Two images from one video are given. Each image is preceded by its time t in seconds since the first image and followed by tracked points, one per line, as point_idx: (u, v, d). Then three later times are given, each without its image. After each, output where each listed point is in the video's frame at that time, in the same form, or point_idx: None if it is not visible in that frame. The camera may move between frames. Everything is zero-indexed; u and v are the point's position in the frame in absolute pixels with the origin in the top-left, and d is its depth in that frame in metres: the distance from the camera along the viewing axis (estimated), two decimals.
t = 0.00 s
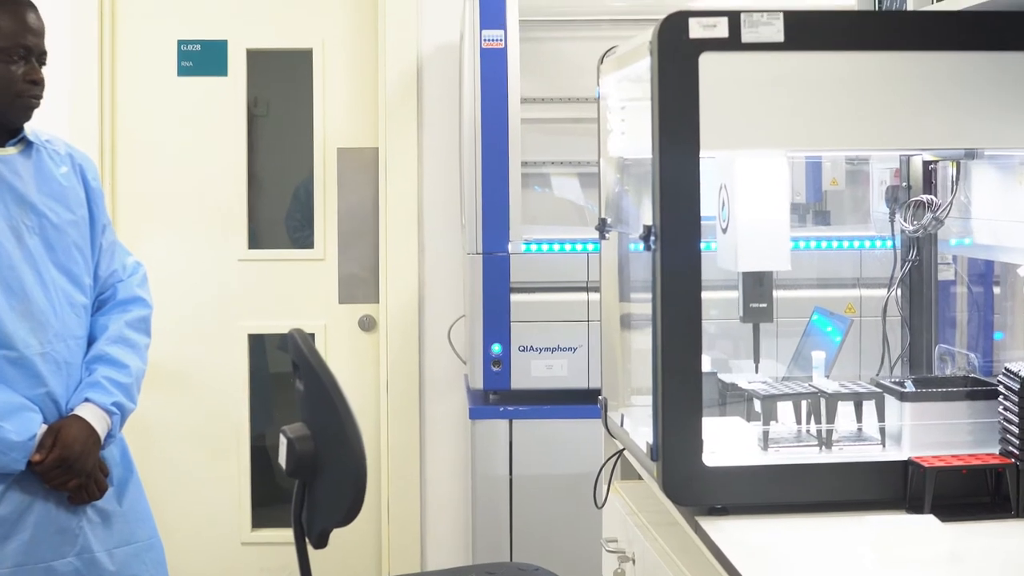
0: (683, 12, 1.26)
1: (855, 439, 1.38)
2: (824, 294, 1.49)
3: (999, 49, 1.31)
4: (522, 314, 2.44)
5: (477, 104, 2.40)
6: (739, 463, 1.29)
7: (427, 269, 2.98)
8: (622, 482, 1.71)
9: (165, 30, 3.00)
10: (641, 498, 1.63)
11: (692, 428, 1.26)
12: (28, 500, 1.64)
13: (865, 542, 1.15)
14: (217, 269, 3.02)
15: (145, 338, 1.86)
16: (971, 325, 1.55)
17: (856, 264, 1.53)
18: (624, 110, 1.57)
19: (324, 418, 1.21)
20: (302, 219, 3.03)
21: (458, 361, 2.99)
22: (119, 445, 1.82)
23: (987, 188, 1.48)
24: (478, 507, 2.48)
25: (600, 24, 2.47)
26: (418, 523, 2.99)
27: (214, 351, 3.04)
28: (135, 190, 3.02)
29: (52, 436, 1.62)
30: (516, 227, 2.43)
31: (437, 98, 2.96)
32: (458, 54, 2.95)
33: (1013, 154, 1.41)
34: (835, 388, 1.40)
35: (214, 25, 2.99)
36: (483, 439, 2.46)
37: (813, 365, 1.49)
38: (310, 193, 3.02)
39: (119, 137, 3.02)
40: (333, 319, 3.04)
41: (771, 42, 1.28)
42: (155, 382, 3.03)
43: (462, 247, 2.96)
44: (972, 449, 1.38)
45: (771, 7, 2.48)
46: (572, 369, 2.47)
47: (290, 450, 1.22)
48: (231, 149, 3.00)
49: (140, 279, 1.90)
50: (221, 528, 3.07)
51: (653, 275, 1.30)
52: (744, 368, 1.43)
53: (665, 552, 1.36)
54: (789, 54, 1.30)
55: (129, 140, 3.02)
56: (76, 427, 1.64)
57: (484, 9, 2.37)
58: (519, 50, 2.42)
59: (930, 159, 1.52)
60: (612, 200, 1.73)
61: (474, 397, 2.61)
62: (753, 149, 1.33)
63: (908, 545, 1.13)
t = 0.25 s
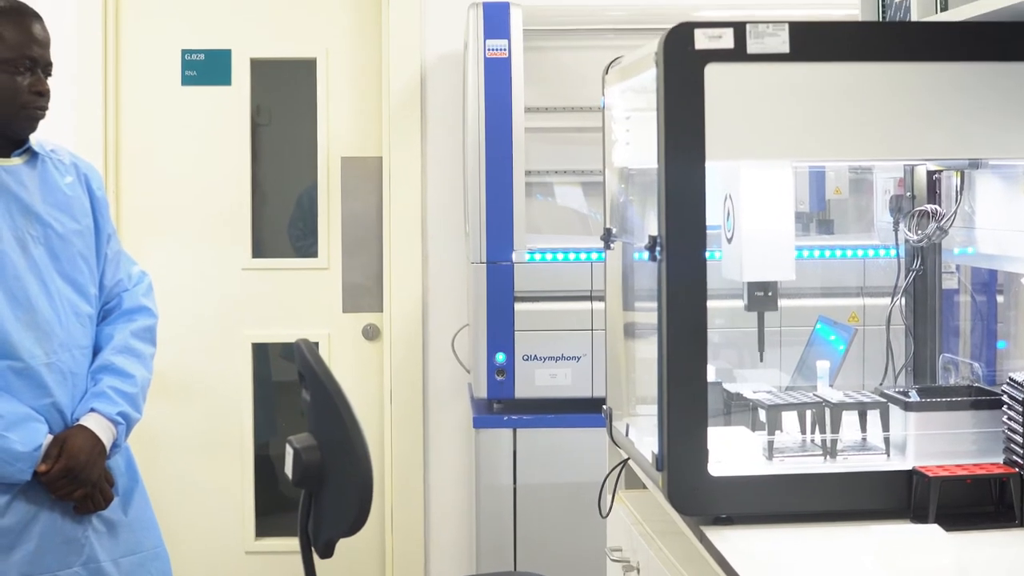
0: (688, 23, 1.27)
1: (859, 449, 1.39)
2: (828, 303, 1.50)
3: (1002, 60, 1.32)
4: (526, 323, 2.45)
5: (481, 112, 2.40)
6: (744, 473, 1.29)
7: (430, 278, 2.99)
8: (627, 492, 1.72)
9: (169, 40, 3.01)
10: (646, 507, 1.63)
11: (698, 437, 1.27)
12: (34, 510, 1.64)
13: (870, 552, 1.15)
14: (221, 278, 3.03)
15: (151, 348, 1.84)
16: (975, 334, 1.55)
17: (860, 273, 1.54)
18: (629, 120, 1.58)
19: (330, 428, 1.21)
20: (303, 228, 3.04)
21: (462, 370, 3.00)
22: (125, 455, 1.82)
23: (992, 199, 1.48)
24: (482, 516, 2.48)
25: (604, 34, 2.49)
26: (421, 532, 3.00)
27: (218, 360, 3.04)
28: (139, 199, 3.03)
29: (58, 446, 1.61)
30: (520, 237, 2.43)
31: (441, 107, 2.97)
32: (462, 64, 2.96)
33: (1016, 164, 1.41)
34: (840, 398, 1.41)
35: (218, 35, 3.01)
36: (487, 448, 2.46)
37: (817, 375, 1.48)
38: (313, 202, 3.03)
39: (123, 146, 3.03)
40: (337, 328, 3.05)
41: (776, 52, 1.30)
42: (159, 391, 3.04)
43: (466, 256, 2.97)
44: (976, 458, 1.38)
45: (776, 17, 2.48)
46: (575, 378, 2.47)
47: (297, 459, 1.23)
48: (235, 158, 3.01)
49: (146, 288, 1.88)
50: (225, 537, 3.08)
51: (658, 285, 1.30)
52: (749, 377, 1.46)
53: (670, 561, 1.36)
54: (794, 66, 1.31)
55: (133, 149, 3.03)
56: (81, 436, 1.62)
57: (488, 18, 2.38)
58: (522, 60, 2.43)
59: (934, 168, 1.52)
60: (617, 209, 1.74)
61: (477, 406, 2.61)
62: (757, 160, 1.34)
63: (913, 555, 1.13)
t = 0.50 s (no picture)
0: (687, 37, 1.28)
1: (858, 461, 1.39)
2: (827, 314, 1.50)
3: (1000, 73, 1.33)
4: (525, 334, 2.45)
5: (480, 123, 2.41)
6: (743, 485, 1.29)
7: (430, 289, 2.99)
8: (626, 504, 1.72)
9: (169, 50, 3.02)
10: (646, 519, 1.63)
11: (698, 449, 1.27)
12: (33, 522, 1.63)
13: (870, 564, 1.15)
14: (221, 288, 3.03)
15: (151, 359, 1.83)
16: (974, 346, 1.56)
17: (859, 284, 1.55)
18: (628, 132, 1.58)
19: (329, 440, 1.21)
20: (302, 238, 3.04)
21: (462, 380, 3.00)
22: (124, 467, 1.82)
23: (991, 212, 1.48)
24: (481, 527, 2.48)
25: (603, 45, 2.50)
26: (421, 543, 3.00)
27: (218, 370, 3.05)
28: (139, 209, 3.04)
29: (57, 458, 1.60)
30: (519, 247, 2.44)
31: (441, 118, 2.97)
32: (461, 74, 2.97)
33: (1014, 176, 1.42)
34: (838, 411, 1.40)
35: (218, 46, 3.01)
36: (487, 459, 2.46)
37: (816, 387, 1.50)
38: (312, 212, 3.04)
39: (123, 157, 3.03)
40: (336, 338, 3.05)
41: (775, 66, 1.30)
42: (158, 401, 3.04)
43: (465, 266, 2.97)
44: (975, 470, 1.38)
45: (775, 29, 2.49)
46: (575, 389, 2.47)
47: (296, 472, 1.22)
48: (235, 169, 3.02)
49: (145, 299, 1.88)
50: (225, 548, 3.08)
51: (658, 297, 1.31)
52: (749, 389, 1.47)
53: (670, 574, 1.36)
54: (793, 78, 1.31)
55: (133, 159, 3.03)
56: (80, 448, 1.61)
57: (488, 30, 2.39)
58: (522, 71, 2.44)
59: (932, 181, 1.53)
60: (616, 221, 1.74)
61: (477, 416, 2.61)
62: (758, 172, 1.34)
63: (913, 568, 1.13)
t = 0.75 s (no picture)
0: (692, 47, 1.28)
1: (863, 472, 1.39)
2: (830, 323, 1.50)
3: (1005, 82, 1.33)
4: (528, 343, 2.45)
5: (483, 131, 2.40)
6: (749, 496, 1.29)
7: (433, 298, 2.99)
8: (630, 514, 1.71)
9: (172, 59, 3.02)
10: (650, 530, 1.63)
11: (703, 460, 1.27)
12: (37, 532, 1.62)
13: None
14: (223, 298, 3.04)
15: (153, 368, 1.83)
16: (978, 356, 1.56)
17: (863, 293, 1.55)
18: (632, 142, 1.59)
19: (333, 450, 1.22)
20: (304, 247, 3.04)
21: (464, 389, 3.00)
22: (127, 476, 1.82)
23: (995, 221, 1.48)
24: (484, 537, 2.48)
25: (606, 54, 2.51)
26: (423, 552, 3.00)
27: (221, 380, 3.05)
28: (141, 219, 3.04)
29: (60, 468, 1.59)
30: (522, 256, 2.44)
31: (443, 127, 2.98)
32: (464, 83, 2.97)
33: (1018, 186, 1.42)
34: (843, 421, 1.40)
35: (220, 55, 3.02)
36: (490, 468, 2.46)
37: (821, 397, 1.50)
38: (314, 221, 3.04)
39: (125, 166, 3.04)
40: (339, 347, 3.06)
41: (780, 76, 1.31)
42: (161, 411, 3.04)
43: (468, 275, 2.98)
44: (981, 480, 1.38)
45: (778, 39, 2.50)
46: (578, 399, 2.47)
47: (301, 483, 1.22)
48: (237, 178, 3.02)
49: (148, 307, 1.88)
50: (227, 557, 3.08)
51: (663, 307, 1.30)
52: (753, 399, 1.47)
53: None
54: (798, 88, 1.32)
55: (135, 168, 3.04)
56: (84, 458, 1.61)
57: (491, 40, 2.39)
58: (524, 80, 2.44)
59: (937, 191, 1.53)
60: (620, 231, 1.74)
61: (479, 426, 2.60)
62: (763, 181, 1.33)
63: None
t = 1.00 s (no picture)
0: (697, 54, 1.27)
1: (869, 479, 1.39)
2: (836, 331, 1.51)
3: (1007, 89, 1.33)
4: (531, 351, 2.45)
5: (486, 138, 2.41)
6: (754, 503, 1.29)
7: (435, 305, 3.00)
8: (634, 521, 1.71)
9: (174, 67, 3.03)
10: (654, 537, 1.63)
11: (709, 467, 1.27)
12: (41, 540, 1.61)
13: None
14: (226, 305, 3.04)
15: (158, 376, 1.84)
16: (982, 363, 1.57)
17: (866, 301, 1.54)
18: (637, 149, 1.59)
19: (338, 457, 1.21)
20: (305, 255, 3.05)
21: (467, 397, 3.00)
22: (132, 484, 1.82)
23: (1001, 228, 1.48)
24: (487, 545, 2.47)
25: (608, 62, 2.54)
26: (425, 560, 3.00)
27: (224, 387, 3.05)
28: (144, 226, 3.04)
29: (65, 476, 1.59)
30: (525, 264, 2.44)
31: (446, 134, 2.98)
32: (466, 90, 2.97)
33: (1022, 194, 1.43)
34: (848, 429, 1.40)
35: (223, 63, 3.02)
36: (493, 476, 2.46)
37: (826, 405, 1.51)
38: (316, 228, 3.04)
39: (127, 173, 3.04)
40: (340, 355, 3.06)
41: (785, 83, 1.30)
42: (163, 418, 3.04)
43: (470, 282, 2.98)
44: (986, 487, 1.38)
45: (780, 46, 2.51)
46: (581, 407, 2.47)
47: (306, 490, 1.22)
48: (240, 186, 3.03)
49: (152, 315, 1.88)
50: (230, 565, 3.07)
51: (668, 314, 1.31)
52: (757, 407, 1.48)
53: None
54: (803, 96, 1.32)
55: (137, 176, 3.04)
56: (88, 466, 1.61)
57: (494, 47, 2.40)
58: (527, 87, 2.44)
59: (941, 198, 1.54)
60: (624, 238, 1.75)
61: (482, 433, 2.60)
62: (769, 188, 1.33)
63: None
